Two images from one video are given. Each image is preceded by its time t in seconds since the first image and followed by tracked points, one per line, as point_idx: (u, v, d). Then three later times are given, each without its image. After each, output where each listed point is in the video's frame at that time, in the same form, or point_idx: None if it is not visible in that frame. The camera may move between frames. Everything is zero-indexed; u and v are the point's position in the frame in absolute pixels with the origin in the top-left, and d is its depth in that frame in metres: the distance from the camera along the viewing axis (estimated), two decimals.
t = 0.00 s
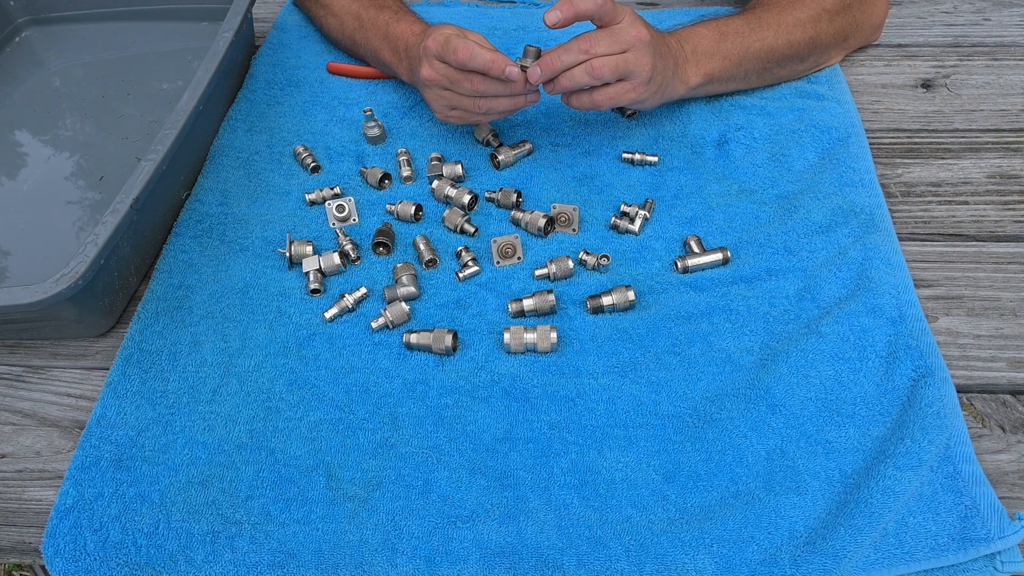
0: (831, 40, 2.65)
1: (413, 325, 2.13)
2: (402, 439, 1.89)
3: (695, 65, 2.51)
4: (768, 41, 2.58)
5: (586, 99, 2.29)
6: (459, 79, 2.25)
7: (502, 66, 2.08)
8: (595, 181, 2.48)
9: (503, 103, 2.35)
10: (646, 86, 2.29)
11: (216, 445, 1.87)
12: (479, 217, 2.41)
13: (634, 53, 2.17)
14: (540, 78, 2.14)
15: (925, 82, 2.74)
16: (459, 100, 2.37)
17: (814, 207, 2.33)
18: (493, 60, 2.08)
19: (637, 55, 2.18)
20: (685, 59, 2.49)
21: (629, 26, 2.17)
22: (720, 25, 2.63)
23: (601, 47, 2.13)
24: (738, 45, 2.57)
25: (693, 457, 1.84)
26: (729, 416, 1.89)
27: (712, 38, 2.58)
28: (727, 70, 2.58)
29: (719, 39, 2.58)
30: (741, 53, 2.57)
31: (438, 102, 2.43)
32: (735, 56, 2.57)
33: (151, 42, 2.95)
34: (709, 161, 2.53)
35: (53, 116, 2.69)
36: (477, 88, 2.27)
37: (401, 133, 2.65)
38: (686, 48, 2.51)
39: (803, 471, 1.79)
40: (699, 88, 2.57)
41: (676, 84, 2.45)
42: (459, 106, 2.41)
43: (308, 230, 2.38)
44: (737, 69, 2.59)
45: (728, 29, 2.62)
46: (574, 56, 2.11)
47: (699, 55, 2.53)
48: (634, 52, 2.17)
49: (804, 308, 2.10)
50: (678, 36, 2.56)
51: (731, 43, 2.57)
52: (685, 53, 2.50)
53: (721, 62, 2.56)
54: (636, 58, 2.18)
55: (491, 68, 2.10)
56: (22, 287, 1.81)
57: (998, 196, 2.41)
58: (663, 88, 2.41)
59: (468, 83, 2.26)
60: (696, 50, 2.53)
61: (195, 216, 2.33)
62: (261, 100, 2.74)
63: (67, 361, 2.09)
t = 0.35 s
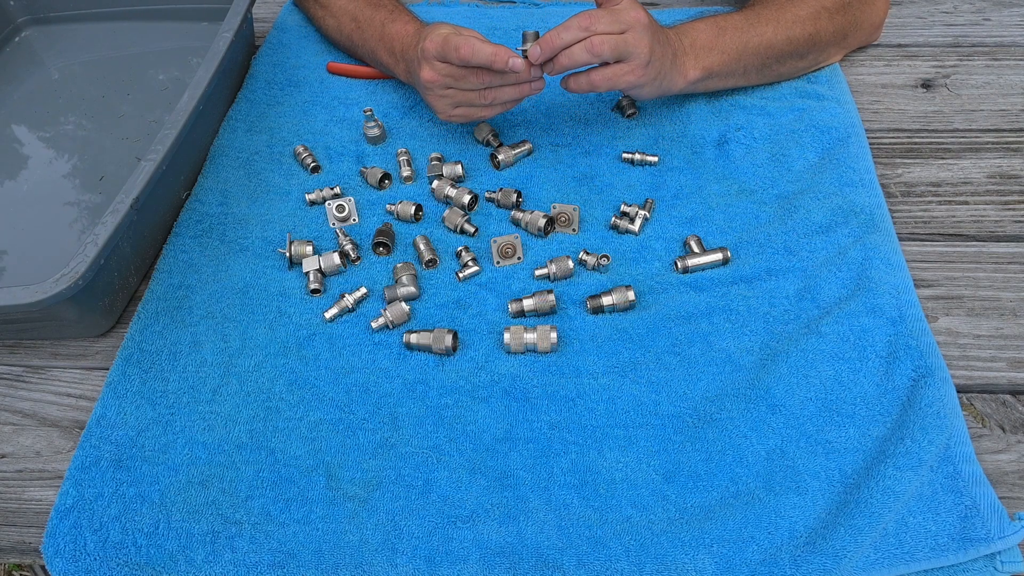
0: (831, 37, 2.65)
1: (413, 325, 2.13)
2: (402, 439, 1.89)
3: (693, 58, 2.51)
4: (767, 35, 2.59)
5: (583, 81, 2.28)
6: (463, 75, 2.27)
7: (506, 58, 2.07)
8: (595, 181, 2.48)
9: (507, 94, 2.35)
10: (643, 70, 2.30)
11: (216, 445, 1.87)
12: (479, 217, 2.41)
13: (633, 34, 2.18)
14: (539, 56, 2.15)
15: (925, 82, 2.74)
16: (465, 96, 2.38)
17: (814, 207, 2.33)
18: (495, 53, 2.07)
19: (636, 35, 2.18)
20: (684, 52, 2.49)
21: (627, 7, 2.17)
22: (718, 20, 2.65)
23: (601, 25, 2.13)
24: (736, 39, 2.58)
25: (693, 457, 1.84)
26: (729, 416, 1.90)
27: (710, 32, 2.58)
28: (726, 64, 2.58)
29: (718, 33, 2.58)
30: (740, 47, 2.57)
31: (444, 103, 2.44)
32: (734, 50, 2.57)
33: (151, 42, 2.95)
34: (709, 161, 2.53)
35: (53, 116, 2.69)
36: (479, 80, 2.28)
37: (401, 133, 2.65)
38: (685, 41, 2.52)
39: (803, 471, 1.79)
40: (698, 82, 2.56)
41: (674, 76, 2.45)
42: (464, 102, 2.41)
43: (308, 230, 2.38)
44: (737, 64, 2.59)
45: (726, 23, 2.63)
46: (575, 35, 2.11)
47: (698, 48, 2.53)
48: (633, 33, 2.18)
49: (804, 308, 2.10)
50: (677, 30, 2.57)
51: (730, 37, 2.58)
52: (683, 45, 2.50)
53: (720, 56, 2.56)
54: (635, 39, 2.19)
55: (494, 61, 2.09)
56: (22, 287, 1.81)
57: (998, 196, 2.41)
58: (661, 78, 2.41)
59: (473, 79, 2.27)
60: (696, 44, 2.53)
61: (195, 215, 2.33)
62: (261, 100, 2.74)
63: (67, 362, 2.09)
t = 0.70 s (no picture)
0: (833, 36, 2.65)
1: (413, 325, 2.13)
2: (402, 439, 1.89)
3: (697, 58, 2.51)
4: (769, 35, 2.60)
5: (586, 91, 2.30)
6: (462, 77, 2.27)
7: (503, 62, 2.08)
8: (595, 181, 2.48)
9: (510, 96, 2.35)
10: (646, 77, 2.30)
11: (216, 445, 1.87)
12: (479, 217, 2.41)
13: (634, 44, 2.17)
14: (541, 71, 2.14)
15: (925, 82, 2.74)
16: (464, 97, 2.38)
17: (814, 207, 2.33)
18: (493, 57, 2.08)
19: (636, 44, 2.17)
20: (687, 53, 2.49)
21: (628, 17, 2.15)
22: (722, 20, 2.65)
23: (602, 38, 2.12)
24: (739, 40, 2.58)
25: (693, 457, 1.84)
26: (729, 416, 1.89)
27: (713, 32, 2.59)
28: (729, 64, 2.58)
29: (721, 33, 2.59)
30: (743, 47, 2.58)
31: (444, 103, 2.44)
32: (737, 50, 2.57)
33: (151, 42, 2.95)
34: (709, 161, 2.53)
35: (53, 116, 2.69)
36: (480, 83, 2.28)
37: (401, 133, 2.65)
38: (688, 42, 2.52)
39: (803, 471, 1.79)
40: (701, 82, 2.56)
41: (677, 79, 2.46)
42: (464, 103, 2.41)
43: (308, 230, 2.38)
44: (740, 64, 2.59)
45: (728, 23, 2.63)
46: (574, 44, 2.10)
47: (701, 49, 2.53)
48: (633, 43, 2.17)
49: (804, 308, 2.10)
50: (680, 30, 2.56)
51: (733, 38, 2.58)
52: (687, 47, 2.50)
53: (723, 56, 2.56)
54: (636, 50, 2.18)
55: (492, 65, 2.09)
56: (22, 287, 1.81)
57: (998, 196, 2.41)
58: (664, 83, 2.41)
59: (474, 81, 2.27)
60: (699, 45, 2.54)
61: (195, 216, 2.33)
62: (261, 100, 2.74)
63: (67, 361, 2.09)
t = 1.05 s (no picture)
0: (837, 42, 2.64)
1: (413, 325, 2.13)
2: (402, 439, 1.89)
3: (709, 82, 2.46)
4: (781, 54, 2.55)
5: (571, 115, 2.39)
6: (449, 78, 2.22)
7: (494, 65, 2.10)
8: (595, 181, 2.48)
9: (489, 110, 2.31)
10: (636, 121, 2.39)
11: (216, 445, 1.87)
12: (479, 217, 2.41)
13: (627, 113, 2.27)
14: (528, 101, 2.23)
15: (925, 82, 2.74)
16: (449, 100, 2.33)
17: (814, 207, 2.33)
18: (486, 58, 2.10)
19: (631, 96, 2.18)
20: (702, 82, 2.42)
21: (636, 89, 2.16)
22: (743, 37, 2.50)
23: (596, 109, 2.21)
24: (754, 64, 2.53)
25: (693, 457, 1.84)
26: (729, 416, 1.89)
27: (733, 54, 2.47)
28: (735, 82, 2.57)
29: (739, 55, 2.48)
30: (754, 69, 2.55)
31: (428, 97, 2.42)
32: (748, 72, 2.54)
33: (151, 42, 2.95)
34: (709, 162, 2.53)
35: (53, 116, 2.69)
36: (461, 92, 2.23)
37: (401, 133, 2.65)
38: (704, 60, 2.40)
39: (803, 471, 1.79)
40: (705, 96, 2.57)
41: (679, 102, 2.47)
42: (449, 106, 2.37)
43: (308, 230, 2.38)
44: (746, 81, 2.60)
45: (749, 42, 2.50)
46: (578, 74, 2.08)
47: (714, 68, 2.44)
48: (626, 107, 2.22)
49: (804, 308, 2.10)
50: (692, 43, 2.41)
51: (749, 60, 2.51)
52: (705, 75, 2.42)
53: (734, 78, 2.53)
54: (626, 117, 2.28)
55: (483, 66, 2.11)
56: (22, 287, 1.81)
57: (998, 196, 2.41)
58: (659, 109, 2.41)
59: (452, 83, 2.22)
60: (714, 65, 2.44)
61: (195, 216, 2.33)
62: (261, 100, 2.74)
63: (67, 361, 2.09)
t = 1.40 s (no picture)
0: (841, 42, 2.64)
1: (413, 325, 2.13)
2: (402, 439, 1.89)
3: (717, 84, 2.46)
4: (789, 57, 2.55)
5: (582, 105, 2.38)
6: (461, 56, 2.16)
7: (525, 50, 2.10)
8: (595, 181, 2.48)
9: (494, 93, 2.28)
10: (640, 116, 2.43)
11: (216, 445, 1.87)
12: (479, 217, 2.41)
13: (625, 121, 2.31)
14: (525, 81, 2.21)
15: (925, 82, 2.74)
16: (455, 83, 2.29)
17: (814, 207, 2.33)
18: (518, 41, 2.10)
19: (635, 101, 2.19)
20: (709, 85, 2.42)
21: (642, 96, 2.18)
22: (752, 40, 2.48)
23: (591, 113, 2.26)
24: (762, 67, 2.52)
25: (693, 457, 1.84)
26: (729, 416, 1.89)
27: (741, 57, 2.46)
28: (742, 84, 2.56)
29: (746, 58, 2.47)
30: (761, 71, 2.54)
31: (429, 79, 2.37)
32: (755, 74, 2.54)
33: (151, 42, 2.95)
34: (709, 161, 2.53)
35: (52, 115, 2.69)
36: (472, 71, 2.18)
37: (401, 133, 2.65)
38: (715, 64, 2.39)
39: (803, 471, 1.79)
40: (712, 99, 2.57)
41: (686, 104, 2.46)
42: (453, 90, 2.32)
43: (308, 230, 2.38)
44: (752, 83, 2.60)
45: (758, 45, 2.48)
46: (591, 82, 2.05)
47: (723, 73, 2.43)
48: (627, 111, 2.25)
49: (804, 308, 2.10)
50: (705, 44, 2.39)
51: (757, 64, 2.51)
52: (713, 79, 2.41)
53: (740, 81, 2.53)
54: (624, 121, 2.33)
55: (514, 48, 2.10)
56: (22, 287, 1.81)
57: (998, 196, 2.41)
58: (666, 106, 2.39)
59: (464, 57, 2.15)
60: (723, 69, 2.43)
61: (195, 216, 2.33)
62: (261, 100, 2.74)
63: (67, 361, 2.09)
